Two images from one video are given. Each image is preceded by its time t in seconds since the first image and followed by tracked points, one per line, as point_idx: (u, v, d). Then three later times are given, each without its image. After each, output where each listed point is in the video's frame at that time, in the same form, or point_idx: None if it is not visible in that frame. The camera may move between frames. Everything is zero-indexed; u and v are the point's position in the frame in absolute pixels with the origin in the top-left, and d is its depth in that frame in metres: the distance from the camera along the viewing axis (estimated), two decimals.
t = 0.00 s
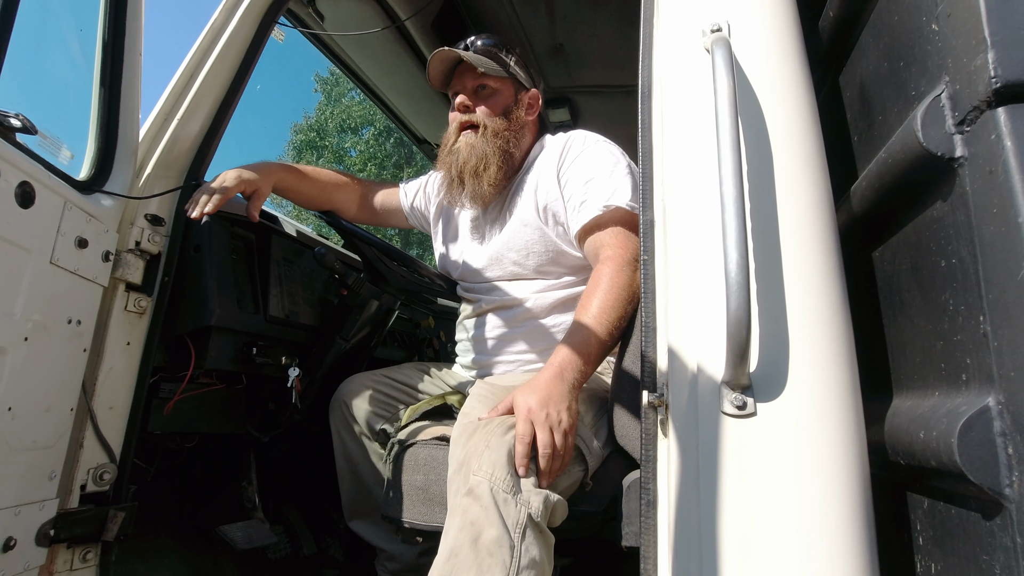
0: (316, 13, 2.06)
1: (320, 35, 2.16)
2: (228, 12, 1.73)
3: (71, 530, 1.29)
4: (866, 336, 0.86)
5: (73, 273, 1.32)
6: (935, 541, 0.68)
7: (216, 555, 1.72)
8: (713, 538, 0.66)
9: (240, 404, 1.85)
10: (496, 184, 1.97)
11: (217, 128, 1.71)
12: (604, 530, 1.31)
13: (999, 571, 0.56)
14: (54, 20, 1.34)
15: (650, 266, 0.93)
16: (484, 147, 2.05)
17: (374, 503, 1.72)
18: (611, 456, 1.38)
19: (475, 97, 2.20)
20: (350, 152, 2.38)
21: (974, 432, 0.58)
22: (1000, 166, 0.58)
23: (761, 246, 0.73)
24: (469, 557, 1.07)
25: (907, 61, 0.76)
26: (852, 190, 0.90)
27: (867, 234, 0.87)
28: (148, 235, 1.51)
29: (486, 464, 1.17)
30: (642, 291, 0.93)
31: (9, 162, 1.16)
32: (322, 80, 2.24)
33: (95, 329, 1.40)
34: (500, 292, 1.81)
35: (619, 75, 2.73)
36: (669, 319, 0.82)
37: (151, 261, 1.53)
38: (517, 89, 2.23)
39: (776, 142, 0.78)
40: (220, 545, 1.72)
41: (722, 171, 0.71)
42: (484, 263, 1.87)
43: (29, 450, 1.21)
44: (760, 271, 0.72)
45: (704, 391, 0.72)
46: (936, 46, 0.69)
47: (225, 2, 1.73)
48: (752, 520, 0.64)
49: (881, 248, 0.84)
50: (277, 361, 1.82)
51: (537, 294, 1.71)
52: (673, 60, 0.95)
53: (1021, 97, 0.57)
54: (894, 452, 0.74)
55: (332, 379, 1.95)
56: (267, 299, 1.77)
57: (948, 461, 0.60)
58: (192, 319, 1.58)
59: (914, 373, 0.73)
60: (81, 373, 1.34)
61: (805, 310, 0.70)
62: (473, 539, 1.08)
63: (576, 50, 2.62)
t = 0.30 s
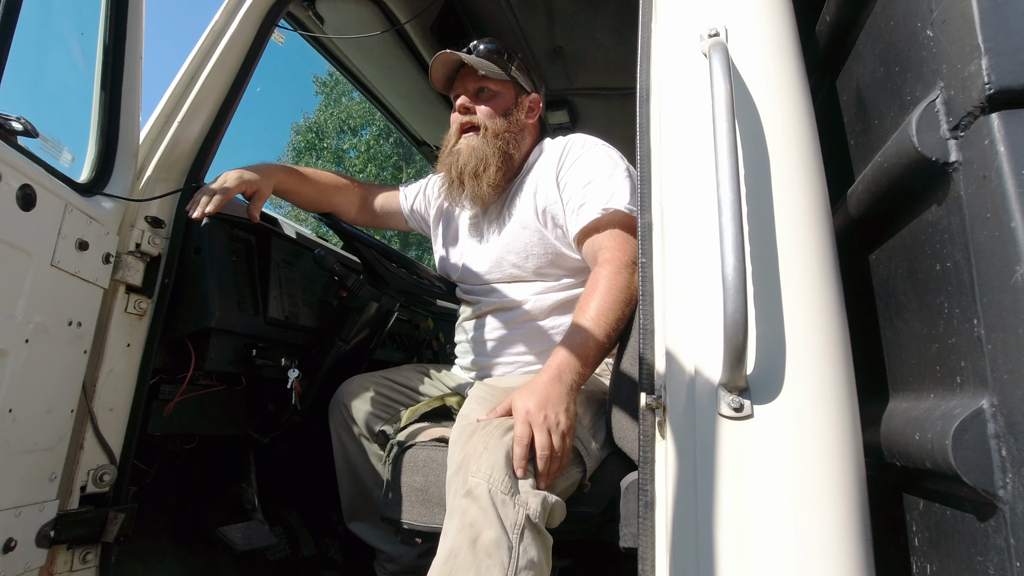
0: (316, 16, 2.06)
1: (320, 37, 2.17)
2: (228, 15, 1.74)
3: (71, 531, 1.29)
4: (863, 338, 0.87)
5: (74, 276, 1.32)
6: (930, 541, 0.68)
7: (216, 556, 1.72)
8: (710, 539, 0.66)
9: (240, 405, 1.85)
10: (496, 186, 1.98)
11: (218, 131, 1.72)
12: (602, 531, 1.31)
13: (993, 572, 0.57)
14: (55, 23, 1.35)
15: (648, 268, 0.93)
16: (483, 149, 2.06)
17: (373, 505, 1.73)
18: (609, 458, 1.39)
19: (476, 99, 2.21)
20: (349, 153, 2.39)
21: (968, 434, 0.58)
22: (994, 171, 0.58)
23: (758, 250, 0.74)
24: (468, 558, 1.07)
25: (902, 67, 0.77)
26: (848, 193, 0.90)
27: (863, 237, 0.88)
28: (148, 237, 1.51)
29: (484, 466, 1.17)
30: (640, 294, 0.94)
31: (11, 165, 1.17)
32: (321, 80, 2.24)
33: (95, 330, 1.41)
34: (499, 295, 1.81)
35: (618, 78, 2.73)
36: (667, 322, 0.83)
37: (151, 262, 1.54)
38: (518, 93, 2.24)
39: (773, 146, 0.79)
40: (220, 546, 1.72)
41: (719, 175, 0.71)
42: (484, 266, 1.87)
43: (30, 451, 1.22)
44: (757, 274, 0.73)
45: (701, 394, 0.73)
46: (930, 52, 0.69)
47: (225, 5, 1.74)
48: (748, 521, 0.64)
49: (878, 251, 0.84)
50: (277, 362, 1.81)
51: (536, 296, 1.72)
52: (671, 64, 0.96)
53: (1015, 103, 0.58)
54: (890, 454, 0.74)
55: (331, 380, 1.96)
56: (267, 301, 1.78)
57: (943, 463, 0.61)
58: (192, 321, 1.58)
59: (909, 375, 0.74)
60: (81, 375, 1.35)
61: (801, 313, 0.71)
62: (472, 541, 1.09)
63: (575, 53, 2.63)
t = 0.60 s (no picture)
0: (317, 19, 2.06)
1: (320, 40, 2.17)
2: (229, 18, 1.75)
3: (72, 534, 1.29)
4: (862, 342, 0.87)
5: (75, 278, 1.32)
6: (929, 543, 0.69)
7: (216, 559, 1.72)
8: (709, 541, 0.66)
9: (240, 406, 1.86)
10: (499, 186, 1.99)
11: (218, 133, 1.72)
12: (601, 533, 1.31)
13: (991, 574, 0.57)
14: (57, 26, 1.35)
15: (648, 271, 0.93)
16: (486, 150, 2.07)
17: (372, 506, 1.73)
18: (609, 460, 1.39)
19: (479, 103, 2.22)
20: (349, 154, 2.39)
21: (966, 436, 0.59)
22: (991, 176, 0.59)
23: (757, 254, 0.74)
24: (468, 560, 1.07)
25: (900, 72, 0.77)
26: (847, 196, 0.91)
27: (861, 240, 0.88)
28: (148, 239, 1.51)
29: (484, 468, 1.17)
30: (640, 296, 0.94)
31: (13, 168, 1.17)
32: (321, 82, 2.25)
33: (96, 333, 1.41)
34: (499, 297, 1.82)
35: (618, 81, 2.74)
36: (667, 325, 0.83)
37: (151, 264, 1.54)
38: (519, 96, 2.25)
39: (772, 150, 0.79)
40: (219, 548, 1.72)
41: (719, 179, 0.72)
42: (484, 268, 1.87)
43: (30, 453, 1.22)
44: (756, 277, 0.73)
45: (701, 397, 0.73)
46: (928, 57, 0.70)
47: (226, 8, 1.75)
48: (748, 523, 0.65)
49: (876, 255, 0.85)
50: (277, 364, 1.81)
51: (536, 299, 1.72)
52: (671, 68, 0.96)
53: (1012, 108, 0.58)
54: (889, 456, 0.75)
55: (331, 382, 1.96)
56: (266, 303, 1.78)
57: (941, 465, 0.61)
58: (192, 323, 1.58)
59: (907, 378, 0.74)
60: (81, 377, 1.35)
61: (800, 316, 0.71)
62: (472, 543, 1.09)
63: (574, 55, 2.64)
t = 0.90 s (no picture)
0: (317, 20, 2.06)
1: (321, 41, 2.18)
2: (229, 19, 1.75)
3: (71, 534, 1.29)
4: (863, 343, 0.87)
5: (75, 279, 1.32)
6: (930, 545, 0.68)
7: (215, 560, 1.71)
8: (710, 543, 0.66)
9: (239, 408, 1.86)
10: (505, 187, 1.99)
11: (219, 134, 1.72)
12: (602, 535, 1.31)
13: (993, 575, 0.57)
14: (58, 27, 1.35)
15: (648, 272, 0.93)
16: (490, 151, 2.07)
17: (372, 507, 1.74)
18: (609, 461, 1.39)
19: (480, 104, 2.22)
20: (349, 155, 2.39)
21: (967, 438, 0.59)
22: (992, 176, 0.59)
23: (757, 254, 0.74)
24: (468, 561, 1.07)
25: (901, 72, 0.77)
26: (848, 197, 0.91)
27: (861, 241, 0.88)
28: (149, 240, 1.51)
29: (485, 469, 1.17)
30: (640, 297, 0.94)
31: (13, 168, 1.17)
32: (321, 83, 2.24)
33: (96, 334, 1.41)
34: (500, 298, 1.81)
35: (618, 82, 2.74)
36: (667, 326, 0.83)
37: (151, 266, 1.54)
38: (518, 97, 2.26)
39: (772, 151, 0.79)
40: (219, 549, 1.72)
41: (719, 180, 0.71)
42: (485, 269, 1.87)
43: (29, 454, 1.22)
44: (757, 278, 0.73)
45: (702, 398, 0.73)
46: (929, 58, 0.70)
47: (227, 9, 1.75)
48: (748, 525, 0.64)
49: (877, 255, 0.85)
50: (277, 365, 1.82)
51: (537, 300, 1.72)
52: (671, 68, 0.96)
53: (1013, 109, 0.58)
54: (890, 457, 0.74)
55: (332, 383, 1.95)
56: (267, 304, 1.78)
57: (942, 466, 0.61)
58: (192, 324, 1.58)
59: (908, 379, 0.74)
60: (81, 378, 1.35)
61: (801, 317, 0.71)
62: (472, 544, 1.09)
63: (575, 56, 2.64)
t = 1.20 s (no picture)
0: (318, 22, 2.07)
1: (322, 43, 2.18)
2: (230, 21, 1.75)
3: (71, 536, 1.29)
4: (865, 345, 0.87)
5: (76, 281, 1.32)
6: (933, 548, 0.68)
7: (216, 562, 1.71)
8: (712, 545, 0.66)
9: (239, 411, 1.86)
10: (515, 195, 1.96)
11: (220, 135, 1.73)
12: (603, 537, 1.30)
13: None
14: (59, 28, 1.36)
15: (650, 274, 0.93)
16: (497, 157, 2.07)
17: (373, 509, 1.73)
18: (610, 463, 1.39)
19: (483, 109, 2.22)
20: (352, 156, 2.41)
21: (971, 441, 0.58)
22: (995, 178, 0.59)
23: (759, 255, 0.74)
24: (468, 563, 1.07)
25: (903, 74, 0.77)
26: (849, 199, 0.90)
27: (864, 242, 0.87)
28: (150, 241, 1.52)
29: (486, 471, 1.17)
30: (641, 299, 0.94)
31: (14, 170, 1.17)
32: (323, 84, 2.25)
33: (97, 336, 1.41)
34: (501, 300, 1.81)
35: (619, 83, 2.74)
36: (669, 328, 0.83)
37: (152, 267, 1.54)
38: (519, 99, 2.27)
39: (774, 153, 0.79)
40: (220, 551, 1.71)
41: (721, 181, 0.71)
42: (486, 271, 1.87)
43: (30, 456, 1.21)
44: (759, 281, 0.73)
45: (704, 400, 0.73)
46: (931, 59, 0.70)
47: (228, 10, 1.75)
48: (751, 528, 0.64)
49: (879, 257, 0.84)
50: (277, 366, 1.82)
51: (538, 302, 1.72)
52: (673, 70, 0.96)
53: (1016, 110, 0.58)
54: (892, 460, 0.74)
55: (333, 384, 1.95)
56: (267, 306, 1.78)
57: (946, 469, 0.61)
58: (193, 326, 1.58)
59: (911, 382, 0.74)
60: (82, 380, 1.35)
61: (803, 320, 0.71)
62: (473, 546, 1.08)
63: (575, 58, 2.64)
